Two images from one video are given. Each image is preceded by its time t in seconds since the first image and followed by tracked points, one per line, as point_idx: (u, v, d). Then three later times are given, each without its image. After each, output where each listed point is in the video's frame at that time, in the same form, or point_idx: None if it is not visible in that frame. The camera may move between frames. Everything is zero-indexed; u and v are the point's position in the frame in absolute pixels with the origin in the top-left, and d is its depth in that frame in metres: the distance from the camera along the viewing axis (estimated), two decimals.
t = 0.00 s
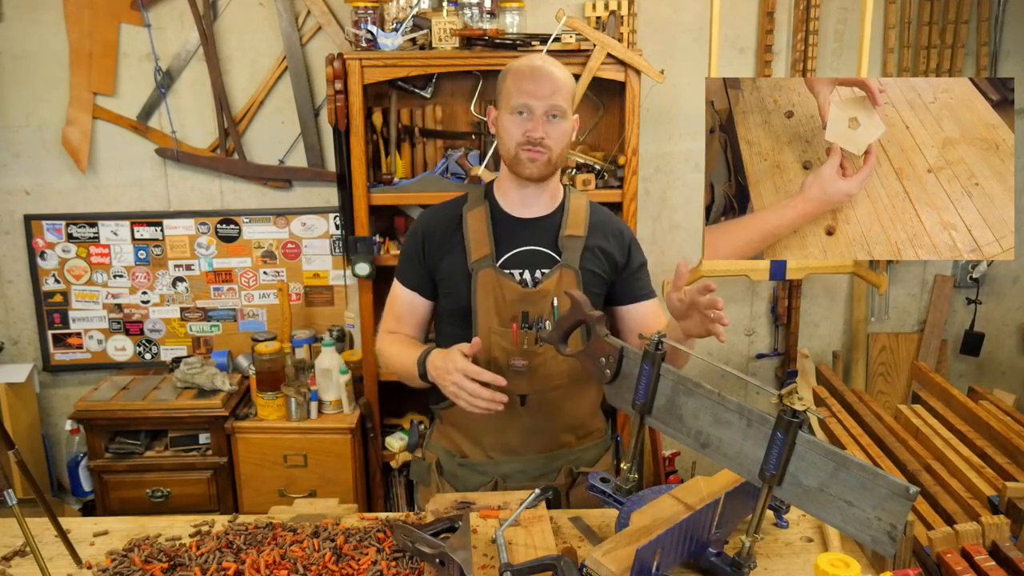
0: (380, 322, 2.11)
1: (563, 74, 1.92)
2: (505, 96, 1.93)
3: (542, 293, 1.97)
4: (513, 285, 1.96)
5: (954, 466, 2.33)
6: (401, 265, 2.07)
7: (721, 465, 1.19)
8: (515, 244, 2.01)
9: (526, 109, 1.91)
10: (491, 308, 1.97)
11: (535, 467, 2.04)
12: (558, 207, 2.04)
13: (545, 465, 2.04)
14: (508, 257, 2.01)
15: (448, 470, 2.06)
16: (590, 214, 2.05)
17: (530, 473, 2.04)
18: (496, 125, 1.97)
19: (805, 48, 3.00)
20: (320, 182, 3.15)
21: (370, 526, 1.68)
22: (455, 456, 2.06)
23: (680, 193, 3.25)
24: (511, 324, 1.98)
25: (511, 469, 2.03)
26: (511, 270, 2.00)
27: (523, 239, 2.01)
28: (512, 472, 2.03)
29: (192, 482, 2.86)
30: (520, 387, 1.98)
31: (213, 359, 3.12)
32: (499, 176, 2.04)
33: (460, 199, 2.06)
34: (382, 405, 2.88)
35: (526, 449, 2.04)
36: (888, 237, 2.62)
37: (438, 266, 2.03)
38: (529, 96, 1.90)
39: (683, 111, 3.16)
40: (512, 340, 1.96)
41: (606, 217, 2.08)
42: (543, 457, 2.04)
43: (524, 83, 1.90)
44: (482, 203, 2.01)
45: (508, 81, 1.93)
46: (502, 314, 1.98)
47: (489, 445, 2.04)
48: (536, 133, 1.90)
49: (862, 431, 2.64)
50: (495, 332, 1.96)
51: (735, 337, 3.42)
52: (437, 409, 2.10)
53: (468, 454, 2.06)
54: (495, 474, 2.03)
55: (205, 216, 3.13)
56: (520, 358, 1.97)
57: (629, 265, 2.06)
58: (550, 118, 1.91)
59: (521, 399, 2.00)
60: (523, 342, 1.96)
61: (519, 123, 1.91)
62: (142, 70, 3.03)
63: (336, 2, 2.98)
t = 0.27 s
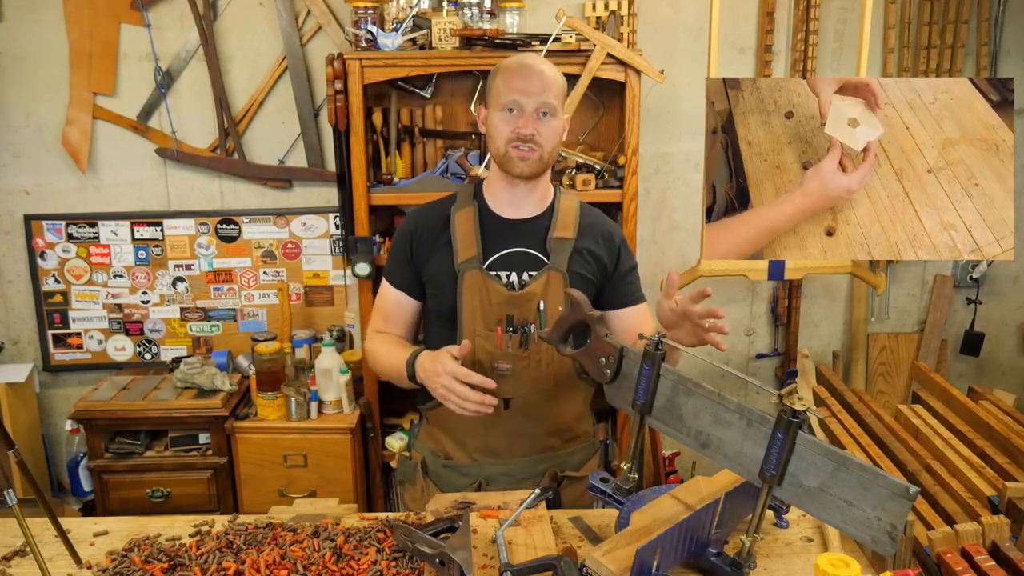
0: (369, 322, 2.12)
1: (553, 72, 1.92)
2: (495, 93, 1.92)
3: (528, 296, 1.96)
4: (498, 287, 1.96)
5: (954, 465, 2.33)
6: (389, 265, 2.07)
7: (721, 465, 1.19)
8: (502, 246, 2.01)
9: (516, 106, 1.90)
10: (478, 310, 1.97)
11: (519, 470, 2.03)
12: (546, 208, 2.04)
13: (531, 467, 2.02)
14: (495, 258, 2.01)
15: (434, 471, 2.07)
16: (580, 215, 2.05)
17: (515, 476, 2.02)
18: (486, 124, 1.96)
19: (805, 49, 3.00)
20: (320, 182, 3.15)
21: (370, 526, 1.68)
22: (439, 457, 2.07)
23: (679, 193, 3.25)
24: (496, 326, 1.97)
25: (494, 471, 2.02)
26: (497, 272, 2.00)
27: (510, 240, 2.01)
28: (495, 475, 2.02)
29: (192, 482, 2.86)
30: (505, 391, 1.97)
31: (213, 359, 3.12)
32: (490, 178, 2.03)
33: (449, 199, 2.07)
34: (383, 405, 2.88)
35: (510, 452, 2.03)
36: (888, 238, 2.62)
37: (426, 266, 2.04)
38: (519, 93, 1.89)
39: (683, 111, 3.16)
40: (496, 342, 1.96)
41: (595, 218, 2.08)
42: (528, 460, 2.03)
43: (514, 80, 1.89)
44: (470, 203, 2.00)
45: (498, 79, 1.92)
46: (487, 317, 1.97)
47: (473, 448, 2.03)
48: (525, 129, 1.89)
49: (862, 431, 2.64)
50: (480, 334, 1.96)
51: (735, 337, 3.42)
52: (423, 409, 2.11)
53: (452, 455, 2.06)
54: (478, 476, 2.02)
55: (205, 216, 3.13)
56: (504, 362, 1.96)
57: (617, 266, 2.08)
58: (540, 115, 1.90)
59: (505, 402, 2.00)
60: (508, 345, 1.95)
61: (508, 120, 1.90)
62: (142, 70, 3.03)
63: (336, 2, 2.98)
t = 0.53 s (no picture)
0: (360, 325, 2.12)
1: (543, 74, 1.91)
2: (483, 97, 1.91)
3: (521, 298, 1.96)
4: (492, 290, 1.96)
5: (954, 466, 2.33)
6: (380, 268, 2.06)
7: (721, 465, 1.19)
8: (495, 248, 2.01)
9: (505, 111, 1.90)
10: (471, 313, 1.97)
11: (513, 471, 2.01)
12: (538, 210, 2.03)
13: (527, 468, 2.02)
14: (488, 261, 2.00)
15: (429, 474, 2.05)
16: (571, 216, 2.05)
17: (511, 477, 2.01)
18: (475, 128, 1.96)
19: (805, 48, 3.00)
20: (320, 182, 3.15)
21: (370, 526, 1.68)
22: (434, 459, 2.05)
23: (679, 193, 3.25)
24: (490, 329, 1.97)
25: (491, 472, 2.01)
26: (490, 275, 2.00)
27: (502, 243, 2.01)
28: (492, 476, 2.01)
29: (192, 482, 2.86)
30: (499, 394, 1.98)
31: (213, 359, 3.12)
32: (480, 180, 2.03)
33: (440, 201, 2.05)
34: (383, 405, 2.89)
35: (505, 454, 2.03)
36: (888, 239, 2.62)
37: (418, 269, 2.03)
38: (508, 97, 1.89)
39: (683, 111, 3.16)
40: (490, 346, 1.96)
41: (586, 217, 2.07)
42: (523, 461, 2.02)
43: (503, 84, 1.88)
44: (460, 205, 1.99)
45: (486, 83, 1.91)
46: (481, 320, 1.97)
47: (468, 449, 2.02)
48: (515, 134, 1.89)
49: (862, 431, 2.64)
50: (475, 337, 1.96)
51: (735, 337, 3.42)
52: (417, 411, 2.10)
53: (448, 459, 2.05)
54: (475, 478, 2.01)
55: (205, 216, 3.13)
56: (499, 365, 1.96)
57: (607, 266, 2.08)
58: (530, 119, 1.90)
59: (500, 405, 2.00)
60: (502, 349, 1.95)
61: (497, 125, 1.89)
62: (142, 70, 3.03)
63: (336, 2, 2.98)
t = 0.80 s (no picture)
0: (354, 328, 2.10)
1: (540, 78, 1.90)
2: (480, 101, 1.90)
3: (521, 302, 1.96)
4: (492, 294, 1.95)
5: (954, 466, 2.33)
6: (374, 270, 2.04)
7: (721, 465, 1.19)
8: (493, 251, 2.00)
9: (502, 115, 1.89)
10: (471, 317, 1.97)
11: (515, 471, 2.01)
12: (534, 211, 2.03)
13: (528, 468, 2.02)
14: (486, 264, 2.00)
15: (429, 474, 2.04)
16: (567, 216, 2.05)
17: (513, 477, 2.01)
18: (472, 131, 1.95)
19: (805, 48, 3.00)
20: (320, 182, 3.15)
21: (370, 526, 1.68)
22: (434, 461, 2.04)
23: (679, 193, 3.25)
24: (491, 333, 1.97)
25: (493, 473, 2.00)
26: (489, 279, 2.00)
27: (500, 246, 2.00)
28: (494, 477, 2.01)
29: (192, 482, 2.86)
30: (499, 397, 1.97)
31: (212, 359, 3.12)
32: (475, 179, 2.04)
33: (435, 203, 2.04)
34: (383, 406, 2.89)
35: (505, 455, 2.02)
36: (888, 239, 2.62)
37: (414, 273, 2.02)
38: (505, 102, 1.88)
39: (683, 111, 3.16)
40: (491, 350, 1.96)
41: (581, 216, 2.08)
42: (523, 460, 2.01)
43: (500, 88, 1.87)
44: (457, 206, 1.99)
45: (484, 87, 1.91)
46: (481, 323, 1.97)
47: (468, 451, 2.01)
48: (513, 139, 1.88)
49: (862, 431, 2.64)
50: (476, 341, 1.96)
51: (735, 337, 3.42)
52: (415, 413, 2.07)
53: (448, 460, 2.03)
54: (476, 479, 2.00)
55: (205, 216, 3.13)
56: (500, 369, 1.96)
57: (603, 266, 2.09)
58: (527, 124, 1.90)
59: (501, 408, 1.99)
60: (503, 353, 1.95)
61: (494, 130, 1.89)
62: (142, 70, 3.02)
63: (336, 2, 2.98)
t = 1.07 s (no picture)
0: (350, 333, 2.07)
1: (553, 89, 1.88)
2: (494, 110, 1.86)
3: (521, 301, 1.98)
4: (491, 294, 1.97)
5: (954, 466, 2.33)
6: (370, 275, 2.01)
7: (721, 465, 1.19)
8: (491, 251, 2.00)
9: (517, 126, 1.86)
10: (471, 317, 1.97)
11: (517, 470, 2.01)
12: (530, 210, 2.04)
13: (529, 468, 2.02)
14: (484, 265, 2.00)
15: (430, 477, 2.03)
16: (562, 214, 2.05)
17: (515, 477, 2.01)
18: (480, 136, 1.91)
19: (805, 48, 3.00)
20: (320, 182, 3.15)
21: (370, 526, 1.68)
22: (435, 463, 2.03)
23: (679, 193, 3.25)
24: (491, 333, 1.98)
25: (495, 473, 2.00)
26: (488, 279, 2.00)
27: (497, 246, 2.01)
28: (496, 477, 2.00)
29: (192, 482, 2.86)
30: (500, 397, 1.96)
31: (212, 359, 3.11)
32: (472, 176, 2.02)
33: (430, 205, 2.03)
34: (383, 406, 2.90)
35: (505, 455, 2.01)
36: (888, 240, 2.61)
37: (411, 276, 2.01)
38: (521, 114, 1.85)
39: (683, 111, 3.16)
40: (493, 351, 1.96)
41: (575, 214, 2.08)
42: (524, 460, 2.01)
43: (517, 100, 1.84)
44: (452, 209, 1.98)
45: (497, 94, 1.86)
46: (481, 324, 1.98)
47: (470, 452, 2.01)
48: (528, 153, 1.87)
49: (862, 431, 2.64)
50: (477, 341, 1.96)
51: (735, 337, 3.42)
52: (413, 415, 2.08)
53: (449, 462, 2.02)
54: (478, 479, 2.00)
55: (205, 216, 3.13)
56: (501, 369, 1.96)
57: (598, 262, 2.09)
58: (541, 137, 1.89)
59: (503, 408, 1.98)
60: (505, 353, 1.95)
61: (509, 141, 1.87)
62: (142, 70, 3.02)
63: (336, 2, 2.98)
